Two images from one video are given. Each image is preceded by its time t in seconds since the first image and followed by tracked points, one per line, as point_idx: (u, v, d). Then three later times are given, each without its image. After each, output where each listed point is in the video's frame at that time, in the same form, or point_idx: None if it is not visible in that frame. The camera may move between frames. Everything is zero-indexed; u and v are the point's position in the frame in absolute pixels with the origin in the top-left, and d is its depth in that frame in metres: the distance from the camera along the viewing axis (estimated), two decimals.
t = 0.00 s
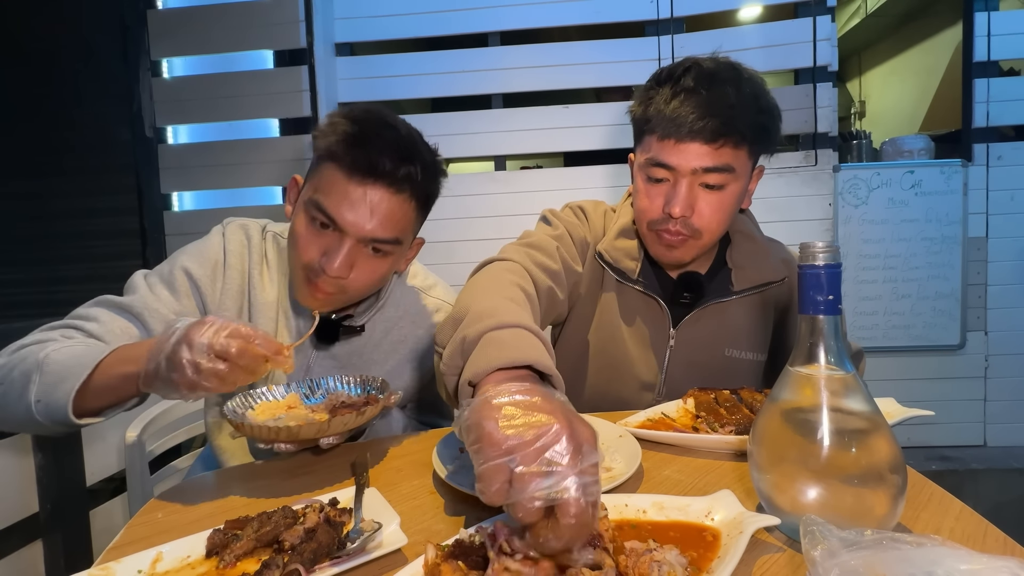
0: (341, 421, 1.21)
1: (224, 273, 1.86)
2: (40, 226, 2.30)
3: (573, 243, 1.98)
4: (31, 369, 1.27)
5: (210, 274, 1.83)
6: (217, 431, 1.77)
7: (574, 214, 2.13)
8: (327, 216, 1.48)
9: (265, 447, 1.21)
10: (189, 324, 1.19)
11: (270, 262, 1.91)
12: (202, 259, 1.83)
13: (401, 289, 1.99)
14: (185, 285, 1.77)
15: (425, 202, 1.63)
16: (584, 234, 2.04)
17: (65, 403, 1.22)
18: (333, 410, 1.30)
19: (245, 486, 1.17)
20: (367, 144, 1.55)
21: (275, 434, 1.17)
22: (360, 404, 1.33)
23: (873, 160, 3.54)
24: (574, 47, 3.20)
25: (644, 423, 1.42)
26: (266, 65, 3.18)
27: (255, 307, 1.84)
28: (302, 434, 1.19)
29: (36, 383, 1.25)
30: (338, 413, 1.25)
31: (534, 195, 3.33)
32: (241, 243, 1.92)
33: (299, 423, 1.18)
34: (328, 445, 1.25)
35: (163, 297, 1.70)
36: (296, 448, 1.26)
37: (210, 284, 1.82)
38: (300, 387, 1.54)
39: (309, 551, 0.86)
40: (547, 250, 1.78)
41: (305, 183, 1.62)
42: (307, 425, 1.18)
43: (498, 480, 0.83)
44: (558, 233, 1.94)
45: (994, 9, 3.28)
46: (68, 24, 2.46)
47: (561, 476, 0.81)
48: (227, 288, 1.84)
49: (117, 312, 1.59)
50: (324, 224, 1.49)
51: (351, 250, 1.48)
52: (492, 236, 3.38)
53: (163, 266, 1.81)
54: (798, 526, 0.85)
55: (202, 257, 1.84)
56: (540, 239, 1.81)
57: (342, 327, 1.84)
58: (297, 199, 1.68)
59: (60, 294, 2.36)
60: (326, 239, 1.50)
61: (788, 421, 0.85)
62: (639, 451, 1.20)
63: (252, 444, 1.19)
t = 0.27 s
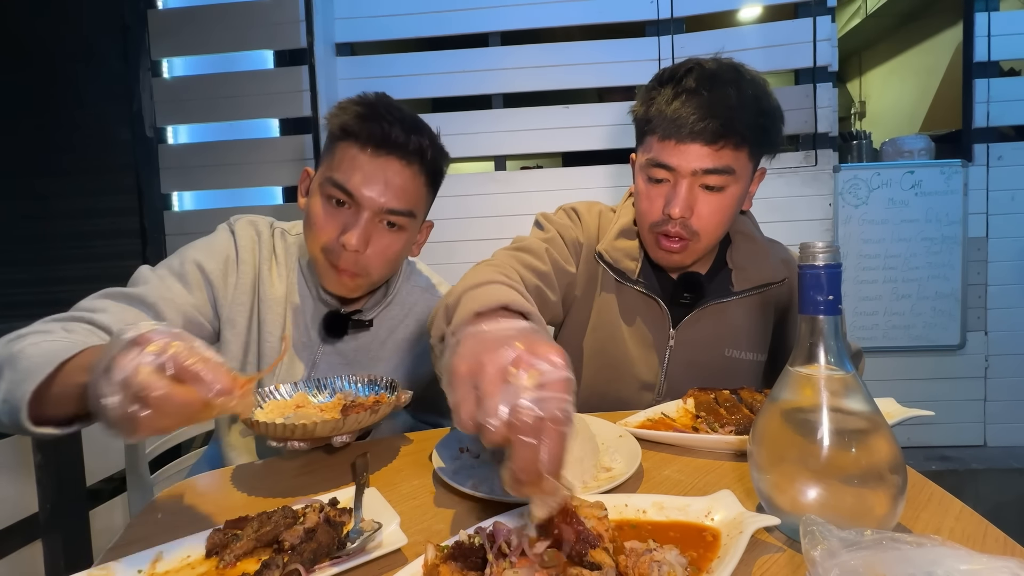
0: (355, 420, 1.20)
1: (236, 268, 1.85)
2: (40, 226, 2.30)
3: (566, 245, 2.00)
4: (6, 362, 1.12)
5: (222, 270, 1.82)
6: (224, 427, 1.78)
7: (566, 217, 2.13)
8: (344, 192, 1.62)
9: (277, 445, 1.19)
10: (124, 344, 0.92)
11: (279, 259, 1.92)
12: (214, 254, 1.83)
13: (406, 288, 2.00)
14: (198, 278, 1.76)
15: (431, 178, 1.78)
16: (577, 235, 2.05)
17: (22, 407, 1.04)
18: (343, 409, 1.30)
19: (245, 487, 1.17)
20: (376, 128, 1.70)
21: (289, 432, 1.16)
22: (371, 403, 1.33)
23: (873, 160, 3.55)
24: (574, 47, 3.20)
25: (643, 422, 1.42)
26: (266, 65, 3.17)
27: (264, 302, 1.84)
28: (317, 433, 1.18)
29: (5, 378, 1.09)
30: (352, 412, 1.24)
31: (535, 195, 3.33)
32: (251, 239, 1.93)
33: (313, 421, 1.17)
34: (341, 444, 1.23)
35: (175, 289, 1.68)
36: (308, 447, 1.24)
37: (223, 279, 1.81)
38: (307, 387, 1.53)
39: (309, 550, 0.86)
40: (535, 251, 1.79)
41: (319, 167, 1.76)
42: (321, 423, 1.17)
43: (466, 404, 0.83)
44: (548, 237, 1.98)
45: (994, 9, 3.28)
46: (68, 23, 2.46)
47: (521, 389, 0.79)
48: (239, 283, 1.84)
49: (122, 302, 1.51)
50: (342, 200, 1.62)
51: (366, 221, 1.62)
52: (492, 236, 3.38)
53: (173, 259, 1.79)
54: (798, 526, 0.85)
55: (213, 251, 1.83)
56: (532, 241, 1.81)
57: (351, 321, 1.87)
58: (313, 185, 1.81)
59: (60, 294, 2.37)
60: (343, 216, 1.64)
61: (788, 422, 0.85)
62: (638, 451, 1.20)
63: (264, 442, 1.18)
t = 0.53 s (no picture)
0: (375, 421, 1.21)
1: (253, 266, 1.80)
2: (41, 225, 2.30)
3: (564, 246, 2.00)
4: None
5: (241, 264, 1.77)
6: (237, 430, 1.72)
7: (565, 217, 2.14)
8: (366, 180, 1.68)
9: (293, 446, 1.18)
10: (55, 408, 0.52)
11: (291, 260, 1.90)
12: (232, 250, 1.76)
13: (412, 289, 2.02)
14: (222, 272, 1.68)
15: (442, 170, 1.87)
16: (576, 236, 2.05)
17: None
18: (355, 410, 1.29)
19: (245, 487, 1.17)
20: (395, 119, 1.77)
21: (309, 433, 1.16)
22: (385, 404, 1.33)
23: (873, 160, 3.55)
24: (574, 47, 3.20)
25: (643, 422, 1.42)
26: (266, 65, 3.17)
27: (282, 302, 1.82)
28: (336, 435, 1.18)
29: None
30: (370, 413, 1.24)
31: (535, 195, 3.33)
32: (265, 239, 1.89)
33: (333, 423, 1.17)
34: (357, 446, 1.24)
35: (206, 278, 1.57)
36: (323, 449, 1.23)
37: (242, 276, 1.75)
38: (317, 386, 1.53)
39: (309, 550, 0.86)
40: (533, 253, 1.80)
41: (333, 159, 1.81)
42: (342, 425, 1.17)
43: (475, 444, 0.86)
44: (548, 238, 1.98)
45: (994, 9, 3.28)
46: (69, 24, 2.46)
47: (530, 432, 0.84)
48: (260, 282, 1.80)
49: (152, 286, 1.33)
50: (364, 188, 1.68)
51: (385, 206, 1.69)
52: (492, 236, 3.38)
53: (188, 249, 1.66)
54: (798, 526, 0.85)
55: (230, 248, 1.77)
56: (530, 243, 1.82)
57: (363, 319, 1.88)
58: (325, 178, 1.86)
59: (60, 294, 2.37)
60: (362, 203, 1.69)
61: (788, 421, 0.85)
62: (638, 451, 1.20)
63: (282, 444, 1.16)
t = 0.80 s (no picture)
0: (394, 421, 1.22)
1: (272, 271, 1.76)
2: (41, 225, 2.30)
3: (568, 245, 1.99)
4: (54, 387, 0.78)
5: (262, 267, 1.72)
6: (256, 429, 1.67)
7: (568, 215, 2.14)
8: (382, 180, 1.68)
9: (310, 446, 1.20)
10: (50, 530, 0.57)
11: (302, 265, 1.87)
12: (252, 255, 1.71)
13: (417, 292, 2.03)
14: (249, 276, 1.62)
15: (450, 169, 1.87)
16: (579, 235, 2.05)
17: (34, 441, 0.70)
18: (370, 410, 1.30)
19: (245, 487, 1.17)
20: (407, 118, 1.78)
21: (328, 432, 1.17)
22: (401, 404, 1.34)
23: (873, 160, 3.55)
24: (573, 47, 3.20)
25: (643, 422, 1.42)
26: (266, 65, 3.17)
27: (299, 307, 1.78)
28: (357, 434, 1.19)
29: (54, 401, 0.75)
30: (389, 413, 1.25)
31: (535, 195, 3.33)
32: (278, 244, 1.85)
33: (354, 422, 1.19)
34: (374, 446, 1.25)
35: (240, 283, 1.52)
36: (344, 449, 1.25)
37: (264, 281, 1.70)
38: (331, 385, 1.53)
39: (309, 550, 0.86)
40: (539, 252, 1.79)
41: (341, 160, 1.80)
42: (363, 425, 1.18)
43: (483, 482, 0.88)
44: (552, 237, 1.97)
45: (994, 9, 3.28)
46: (69, 24, 2.46)
47: (536, 471, 0.84)
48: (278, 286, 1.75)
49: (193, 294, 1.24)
50: (378, 188, 1.69)
51: (400, 205, 1.70)
52: (492, 236, 3.38)
53: (213, 253, 1.56)
54: (798, 526, 0.85)
55: (250, 252, 1.72)
56: (534, 242, 1.81)
57: (374, 319, 1.88)
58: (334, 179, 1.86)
59: (59, 294, 2.36)
60: (376, 201, 1.70)
61: (788, 422, 0.85)
62: (639, 451, 1.20)
63: (301, 443, 1.18)
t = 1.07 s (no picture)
0: (393, 417, 1.22)
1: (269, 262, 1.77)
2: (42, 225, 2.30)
3: (570, 244, 1.98)
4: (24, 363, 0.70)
5: (258, 259, 1.73)
6: (256, 422, 1.70)
7: (571, 213, 2.14)
8: (387, 179, 1.69)
9: (310, 441, 1.22)
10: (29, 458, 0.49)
11: (303, 257, 1.88)
12: (249, 247, 1.73)
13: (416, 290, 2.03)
14: (243, 268, 1.64)
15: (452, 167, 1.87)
16: (582, 233, 2.04)
17: None
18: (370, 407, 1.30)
19: (245, 487, 1.17)
20: (408, 115, 1.78)
21: (329, 426, 1.18)
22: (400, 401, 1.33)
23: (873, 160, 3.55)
24: (574, 47, 3.20)
25: (643, 422, 1.42)
26: (266, 65, 3.17)
27: (297, 299, 1.79)
28: (355, 429, 1.20)
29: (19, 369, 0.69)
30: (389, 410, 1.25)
31: (535, 195, 3.33)
32: (278, 236, 1.86)
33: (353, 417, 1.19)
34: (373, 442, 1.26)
35: (231, 275, 1.53)
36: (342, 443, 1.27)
37: (260, 273, 1.71)
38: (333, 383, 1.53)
39: (309, 551, 0.86)
40: (542, 250, 1.78)
41: (344, 159, 1.80)
42: (362, 419, 1.18)
43: (482, 492, 0.87)
44: (554, 234, 1.94)
45: (994, 9, 3.28)
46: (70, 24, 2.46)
47: (535, 484, 0.84)
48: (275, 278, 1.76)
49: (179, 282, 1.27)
50: (380, 186, 1.69)
51: (401, 201, 1.70)
52: (492, 236, 3.38)
53: (205, 245, 1.60)
54: (798, 527, 0.85)
55: (247, 245, 1.73)
56: (536, 239, 1.81)
57: (374, 315, 1.89)
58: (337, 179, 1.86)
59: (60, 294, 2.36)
60: (380, 199, 1.70)
61: (788, 422, 0.85)
62: (638, 451, 1.20)
63: (300, 437, 1.19)
